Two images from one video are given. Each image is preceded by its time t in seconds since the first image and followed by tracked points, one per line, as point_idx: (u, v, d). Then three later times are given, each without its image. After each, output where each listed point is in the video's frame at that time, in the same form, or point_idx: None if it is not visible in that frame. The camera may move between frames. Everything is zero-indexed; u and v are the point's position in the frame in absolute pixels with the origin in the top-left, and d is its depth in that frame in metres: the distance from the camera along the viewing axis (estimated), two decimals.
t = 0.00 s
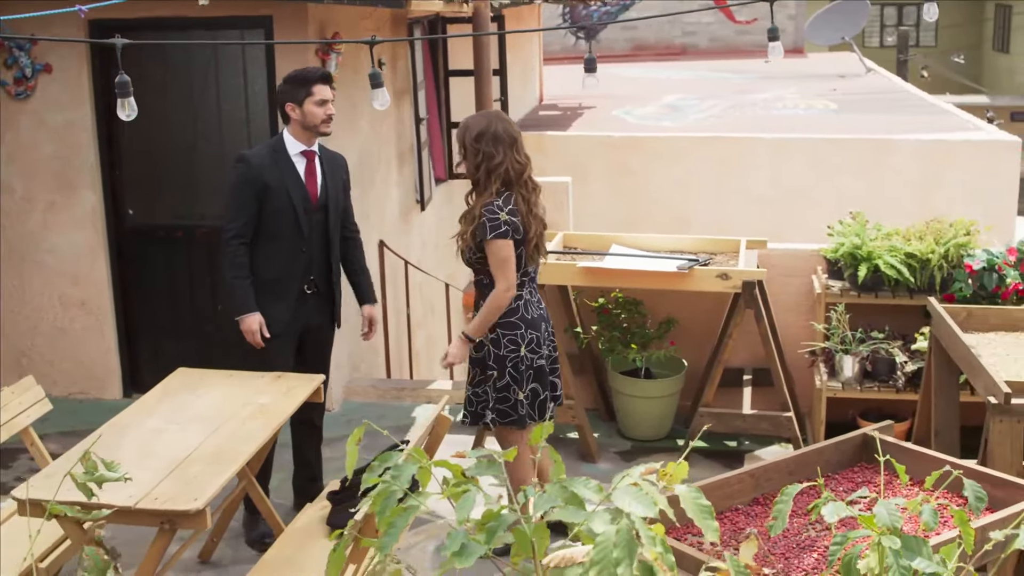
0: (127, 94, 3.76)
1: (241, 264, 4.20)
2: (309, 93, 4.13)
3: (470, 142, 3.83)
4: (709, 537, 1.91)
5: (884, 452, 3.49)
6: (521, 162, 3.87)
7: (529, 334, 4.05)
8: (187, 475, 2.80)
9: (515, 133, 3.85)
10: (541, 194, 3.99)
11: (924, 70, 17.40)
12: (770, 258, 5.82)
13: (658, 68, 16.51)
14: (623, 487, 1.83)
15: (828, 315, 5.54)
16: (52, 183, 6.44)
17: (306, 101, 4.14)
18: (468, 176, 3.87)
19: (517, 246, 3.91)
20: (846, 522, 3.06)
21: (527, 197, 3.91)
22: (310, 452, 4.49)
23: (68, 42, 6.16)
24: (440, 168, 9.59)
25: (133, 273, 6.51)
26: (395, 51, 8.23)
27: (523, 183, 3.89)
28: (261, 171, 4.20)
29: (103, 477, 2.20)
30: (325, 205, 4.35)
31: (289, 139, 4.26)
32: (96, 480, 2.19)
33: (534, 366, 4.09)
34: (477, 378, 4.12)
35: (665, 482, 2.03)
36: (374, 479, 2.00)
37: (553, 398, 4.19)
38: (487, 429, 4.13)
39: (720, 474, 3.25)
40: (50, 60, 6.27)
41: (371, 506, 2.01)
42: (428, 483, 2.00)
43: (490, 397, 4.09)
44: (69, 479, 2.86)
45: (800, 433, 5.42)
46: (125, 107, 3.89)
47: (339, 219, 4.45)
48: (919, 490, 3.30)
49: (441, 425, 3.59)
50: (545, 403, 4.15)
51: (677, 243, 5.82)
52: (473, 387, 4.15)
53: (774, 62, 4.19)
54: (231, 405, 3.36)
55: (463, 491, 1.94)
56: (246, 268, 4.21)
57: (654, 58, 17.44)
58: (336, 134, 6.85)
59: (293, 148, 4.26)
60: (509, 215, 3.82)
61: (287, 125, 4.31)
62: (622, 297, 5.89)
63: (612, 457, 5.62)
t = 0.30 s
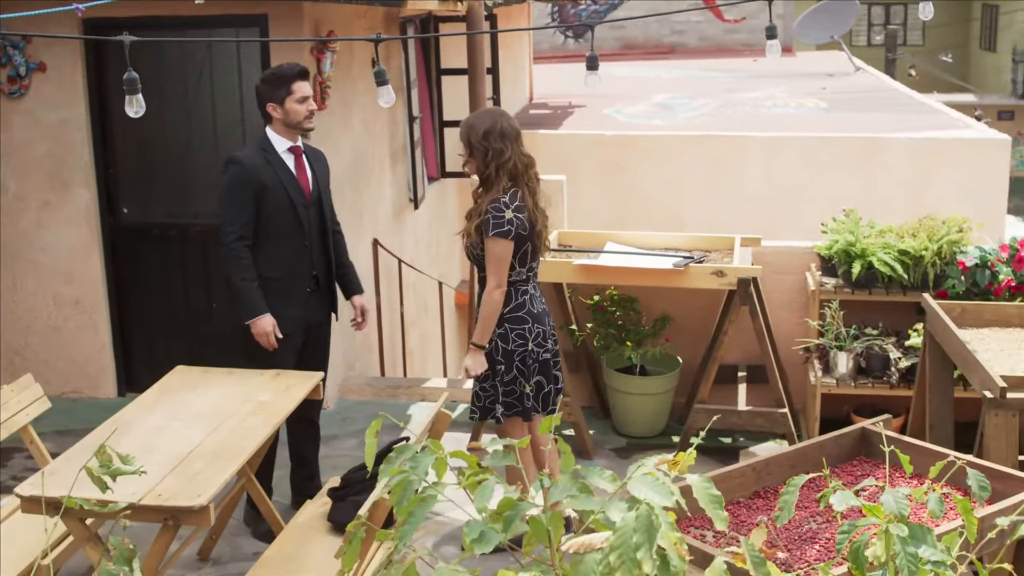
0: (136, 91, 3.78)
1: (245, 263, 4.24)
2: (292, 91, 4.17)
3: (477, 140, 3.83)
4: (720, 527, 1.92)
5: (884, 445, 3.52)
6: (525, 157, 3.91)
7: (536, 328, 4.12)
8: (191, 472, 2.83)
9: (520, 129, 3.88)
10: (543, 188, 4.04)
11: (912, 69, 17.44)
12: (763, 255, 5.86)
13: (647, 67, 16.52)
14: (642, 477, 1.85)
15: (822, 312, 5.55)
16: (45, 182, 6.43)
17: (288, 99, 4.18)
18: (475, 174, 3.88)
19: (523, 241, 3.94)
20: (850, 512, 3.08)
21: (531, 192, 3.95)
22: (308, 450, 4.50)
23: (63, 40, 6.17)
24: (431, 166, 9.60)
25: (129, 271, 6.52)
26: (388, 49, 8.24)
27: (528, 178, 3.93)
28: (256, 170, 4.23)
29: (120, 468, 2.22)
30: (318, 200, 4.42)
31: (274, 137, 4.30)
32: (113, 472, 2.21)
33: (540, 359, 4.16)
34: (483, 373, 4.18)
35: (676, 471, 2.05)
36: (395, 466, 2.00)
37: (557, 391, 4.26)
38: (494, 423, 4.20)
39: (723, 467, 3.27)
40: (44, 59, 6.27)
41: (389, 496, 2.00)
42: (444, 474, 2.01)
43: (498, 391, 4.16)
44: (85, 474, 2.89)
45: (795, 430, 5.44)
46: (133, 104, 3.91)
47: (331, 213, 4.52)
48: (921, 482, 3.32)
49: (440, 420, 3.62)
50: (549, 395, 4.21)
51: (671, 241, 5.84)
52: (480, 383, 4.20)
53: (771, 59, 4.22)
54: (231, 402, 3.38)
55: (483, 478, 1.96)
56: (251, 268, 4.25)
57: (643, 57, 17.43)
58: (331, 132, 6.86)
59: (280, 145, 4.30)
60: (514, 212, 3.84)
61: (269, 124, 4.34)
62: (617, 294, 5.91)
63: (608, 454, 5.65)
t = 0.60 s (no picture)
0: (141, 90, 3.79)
1: (244, 265, 4.26)
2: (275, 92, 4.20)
3: (477, 139, 3.85)
4: (727, 516, 1.95)
5: (879, 439, 3.57)
6: (525, 154, 3.93)
7: (537, 324, 4.15)
8: (191, 469, 2.85)
9: (518, 126, 3.90)
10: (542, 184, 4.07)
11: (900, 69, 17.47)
12: (756, 253, 5.89)
13: (635, 66, 16.53)
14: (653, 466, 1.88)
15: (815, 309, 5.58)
16: (38, 181, 6.42)
17: (270, 101, 4.21)
18: (476, 171, 3.90)
19: (523, 237, 3.97)
20: (853, 502, 3.09)
21: (531, 188, 3.98)
22: (304, 447, 4.51)
23: (55, 38, 6.16)
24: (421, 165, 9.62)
25: (121, 270, 6.52)
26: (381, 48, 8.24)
27: (527, 174, 3.95)
28: (248, 172, 4.25)
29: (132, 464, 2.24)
30: (307, 197, 4.47)
31: (260, 136, 4.32)
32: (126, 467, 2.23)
33: (541, 354, 4.19)
34: (484, 370, 4.20)
35: (685, 465, 2.09)
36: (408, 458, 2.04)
37: (559, 385, 4.31)
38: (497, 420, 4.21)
39: (725, 462, 3.29)
40: (37, 59, 6.26)
41: (403, 489, 2.04)
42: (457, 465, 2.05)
43: (500, 387, 4.18)
44: (96, 468, 2.92)
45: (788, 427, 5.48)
46: (138, 103, 3.92)
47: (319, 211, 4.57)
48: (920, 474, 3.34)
49: (438, 418, 3.65)
50: (552, 389, 4.26)
51: (664, 239, 5.87)
52: (481, 380, 4.22)
53: (767, 58, 4.25)
54: (230, 400, 3.39)
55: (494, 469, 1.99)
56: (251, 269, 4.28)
57: (631, 56, 17.43)
58: (325, 130, 6.87)
59: (267, 145, 4.33)
60: (514, 208, 3.86)
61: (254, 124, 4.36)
62: (610, 292, 5.95)
63: (603, 451, 5.68)
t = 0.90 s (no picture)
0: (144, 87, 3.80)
1: (234, 268, 4.28)
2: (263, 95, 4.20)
3: (477, 136, 3.86)
4: (735, 505, 1.95)
5: (875, 434, 3.60)
6: (524, 152, 3.94)
7: (538, 319, 4.18)
8: (190, 466, 2.87)
9: (518, 124, 3.92)
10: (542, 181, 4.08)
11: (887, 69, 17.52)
12: (748, 250, 5.92)
13: (624, 65, 16.55)
14: (662, 458, 1.90)
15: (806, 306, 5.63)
16: (31, 179, 6.41)
17: (260, 105, 4.22)
18: (475, 168, 3.92)
19: (522, 233, 3.99)
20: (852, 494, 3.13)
21: (530, 185, 3.99)
22: (299, 444, 4.53)
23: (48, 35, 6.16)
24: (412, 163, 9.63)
25: (113, 269, 6.51)
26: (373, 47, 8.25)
27: (526, 171, 3.97)
28: (238, 175, 4.26)
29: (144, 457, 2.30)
30: (293, 197, 4.50)
31: (248, 137, 4.33)
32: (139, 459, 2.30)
33: (542, 350, 4.22)
34: (484, 366, 4.22)
35: (692, 454, 2.11)
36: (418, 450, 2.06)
37: (560, 380, 4.33)
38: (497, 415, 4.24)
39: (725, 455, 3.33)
40: (30, 56, 6.26)
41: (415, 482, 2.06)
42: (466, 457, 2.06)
43: (501, 383, 4.20)
44: (98, 464, 2.94)
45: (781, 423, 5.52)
46: (143, 99, 3.95)
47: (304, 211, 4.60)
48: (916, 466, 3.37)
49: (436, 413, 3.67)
50: (554, 384, 4.28)
51: (657, 236, 5.89)
52: (481, 376, 4.24)
53: (764, 56, 4.28)
54: (227, 397, 3.40)
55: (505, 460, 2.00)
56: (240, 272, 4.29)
57: (619, 55, 17.46)
58: (318, 128, 6.88)
59: (255, 146, 4.34)
60: (512, 204, 3.88)
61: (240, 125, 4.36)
62: (603, 290, 5.98)
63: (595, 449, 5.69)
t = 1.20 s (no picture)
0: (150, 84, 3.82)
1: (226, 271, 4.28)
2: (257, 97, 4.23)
3: (476, 134, 3.88)
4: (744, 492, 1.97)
5: (873, 427, 3.63)
6: (521, 149, 3.96)
7: (538, 315, 4.21)
8: (192, 461, 2.88)
9: (516, 122, 3.93)
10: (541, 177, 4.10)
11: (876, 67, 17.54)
12: (743, 247, 5.94)
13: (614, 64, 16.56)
14: (672, 446, 1.93)
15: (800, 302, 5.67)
16: (25, 176, 6.41)
17: (255, 108, 4.25)
18: (474, 165, 3.94)
19: (523, 229, 4.01)
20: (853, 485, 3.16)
21: (530, 182, 4.01)
22: (298, 441, 4.54)
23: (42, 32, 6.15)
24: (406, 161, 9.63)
25: (107, 268, 6.51)
26: (366, 45, 8.25)
27: (525, 168, 3.99)
28: (229, 178, 4.27)
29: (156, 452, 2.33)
30: (283, 199, 4.52)
31: (241, 141, 4.34)
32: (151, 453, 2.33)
33: (543, 345, 4.25)
34: (485, 362, 4.24)
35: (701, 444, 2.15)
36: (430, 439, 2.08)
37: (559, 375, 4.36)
38: (499, 411, 4.26)
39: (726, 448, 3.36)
40: (24, 54, 6.25)
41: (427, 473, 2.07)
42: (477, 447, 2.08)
43: (503, 378, 4.23)
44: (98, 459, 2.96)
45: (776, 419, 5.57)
46: (150, 95, 3.97)
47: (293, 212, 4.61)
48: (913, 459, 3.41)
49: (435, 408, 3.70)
50: (553, 379, 4.32)
51: (651, 233, 5.91)
52: (482, 372, 4.25)
53: (762, 52, 4.29)
54: (227, 393, 3.42)
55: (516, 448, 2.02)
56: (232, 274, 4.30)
57: (609, 53, 17.46)
58: (314, 126, 6.88)
59: (247, 149, 4.35)
60: (514, 200, 3.90)
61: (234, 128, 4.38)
62: (598, 287, 6.00)
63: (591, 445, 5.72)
